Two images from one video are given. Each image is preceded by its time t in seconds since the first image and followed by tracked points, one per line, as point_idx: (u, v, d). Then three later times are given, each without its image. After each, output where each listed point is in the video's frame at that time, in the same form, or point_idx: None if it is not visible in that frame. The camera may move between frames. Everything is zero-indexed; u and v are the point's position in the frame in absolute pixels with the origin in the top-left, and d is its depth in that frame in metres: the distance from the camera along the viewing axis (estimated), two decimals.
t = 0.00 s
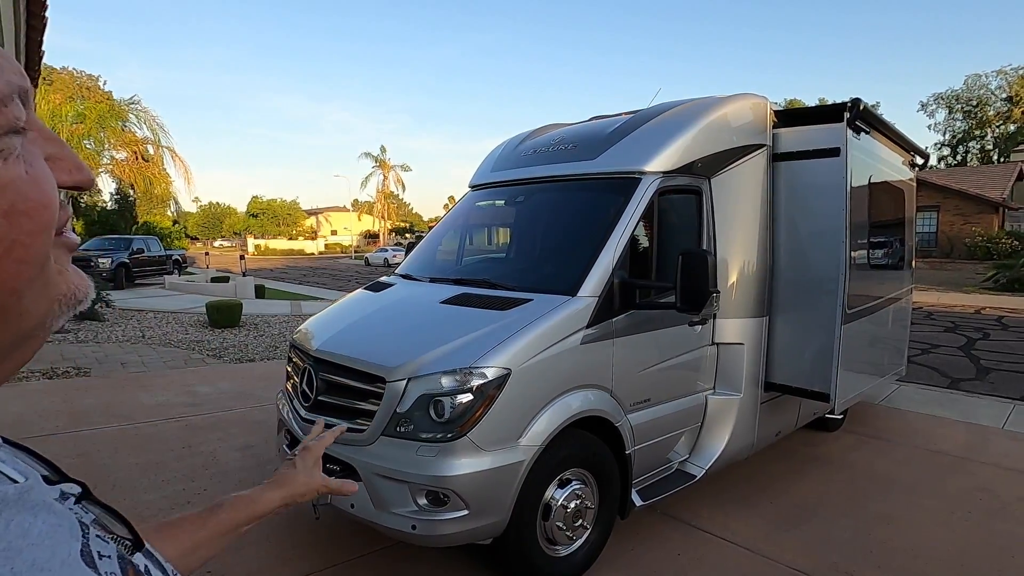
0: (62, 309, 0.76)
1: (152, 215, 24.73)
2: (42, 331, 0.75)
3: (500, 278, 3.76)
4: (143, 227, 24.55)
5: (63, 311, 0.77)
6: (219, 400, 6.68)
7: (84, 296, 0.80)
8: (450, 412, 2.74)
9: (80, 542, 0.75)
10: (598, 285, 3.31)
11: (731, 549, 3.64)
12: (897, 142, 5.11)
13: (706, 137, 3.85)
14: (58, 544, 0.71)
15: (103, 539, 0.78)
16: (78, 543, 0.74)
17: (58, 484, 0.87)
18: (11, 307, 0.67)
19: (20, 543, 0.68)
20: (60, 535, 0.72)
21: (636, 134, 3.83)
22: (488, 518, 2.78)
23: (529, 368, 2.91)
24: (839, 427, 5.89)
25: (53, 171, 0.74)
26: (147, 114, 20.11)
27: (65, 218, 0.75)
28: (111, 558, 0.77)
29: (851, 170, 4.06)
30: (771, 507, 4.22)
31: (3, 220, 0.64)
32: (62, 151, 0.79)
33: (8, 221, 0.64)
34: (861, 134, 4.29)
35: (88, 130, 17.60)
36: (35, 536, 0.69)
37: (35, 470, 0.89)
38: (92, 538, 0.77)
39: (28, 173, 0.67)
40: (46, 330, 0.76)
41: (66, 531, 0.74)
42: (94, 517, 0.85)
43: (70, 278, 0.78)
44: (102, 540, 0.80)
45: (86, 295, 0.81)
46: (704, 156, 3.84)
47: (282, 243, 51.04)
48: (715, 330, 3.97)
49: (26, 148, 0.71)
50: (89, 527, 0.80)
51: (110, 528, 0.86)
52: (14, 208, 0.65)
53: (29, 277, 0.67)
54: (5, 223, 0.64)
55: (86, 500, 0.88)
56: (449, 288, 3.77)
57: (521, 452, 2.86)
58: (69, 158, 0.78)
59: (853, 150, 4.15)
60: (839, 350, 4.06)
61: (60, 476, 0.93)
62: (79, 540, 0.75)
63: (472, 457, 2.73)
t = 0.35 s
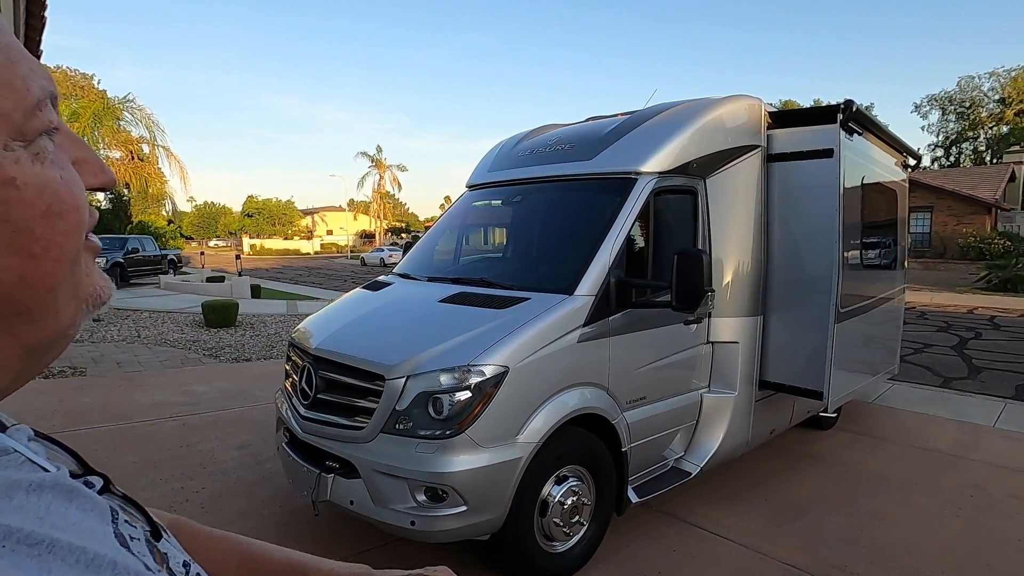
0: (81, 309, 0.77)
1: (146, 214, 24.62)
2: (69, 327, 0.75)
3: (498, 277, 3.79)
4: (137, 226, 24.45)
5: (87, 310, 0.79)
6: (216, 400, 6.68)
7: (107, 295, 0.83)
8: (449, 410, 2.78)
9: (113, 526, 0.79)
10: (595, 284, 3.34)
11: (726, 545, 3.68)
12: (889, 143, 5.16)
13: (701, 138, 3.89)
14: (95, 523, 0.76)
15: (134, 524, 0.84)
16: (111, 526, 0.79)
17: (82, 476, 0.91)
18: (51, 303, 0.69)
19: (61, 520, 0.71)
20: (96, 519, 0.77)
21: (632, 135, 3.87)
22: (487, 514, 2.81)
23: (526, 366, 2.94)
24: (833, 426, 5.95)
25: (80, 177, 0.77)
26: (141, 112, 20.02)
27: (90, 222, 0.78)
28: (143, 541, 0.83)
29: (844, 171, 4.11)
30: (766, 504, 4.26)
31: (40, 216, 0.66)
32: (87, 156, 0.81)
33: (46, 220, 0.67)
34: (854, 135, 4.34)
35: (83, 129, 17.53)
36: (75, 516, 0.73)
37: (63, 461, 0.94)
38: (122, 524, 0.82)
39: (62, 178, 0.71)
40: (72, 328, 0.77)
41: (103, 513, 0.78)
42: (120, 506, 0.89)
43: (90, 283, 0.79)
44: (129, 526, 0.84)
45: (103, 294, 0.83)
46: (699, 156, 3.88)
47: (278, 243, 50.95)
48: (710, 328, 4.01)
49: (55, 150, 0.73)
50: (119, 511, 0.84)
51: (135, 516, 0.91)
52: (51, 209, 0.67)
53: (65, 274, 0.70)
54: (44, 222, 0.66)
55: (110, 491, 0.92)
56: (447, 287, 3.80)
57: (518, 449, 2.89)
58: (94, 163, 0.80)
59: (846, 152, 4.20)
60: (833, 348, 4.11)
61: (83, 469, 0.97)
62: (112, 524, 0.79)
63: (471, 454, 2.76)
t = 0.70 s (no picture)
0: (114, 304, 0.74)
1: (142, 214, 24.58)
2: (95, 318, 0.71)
3: (496, 277, 3.80)
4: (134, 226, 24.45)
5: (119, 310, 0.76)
6: (213, 400, 6.67)
7: (138, 299, 0.79)
8: (447, 409, 2.78)
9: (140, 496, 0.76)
10: (593, 284, 3.35)
11: (723, 543, 3.70)
12: (885, 143, 5.18)
13: (699, 138, 3.91)
14: (127, 493, 0.72)
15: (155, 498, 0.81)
16: (139, 496, 0.75)
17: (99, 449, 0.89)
18: (80, 299, 0.67)
19: (97, 492, 0.68)
20: (127, 489, 0.73)
21: (629, 135, 3.88)
22: (485, 513, 2.82)
23: (524, 365, 2.95)
24: (829, 425, 5.97)
25: (118, 168, 0.75)
26: (138, 112, 19.99)
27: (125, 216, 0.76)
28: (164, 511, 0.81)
29: (840, 171, 4.13)
30: (762, 502, 4.28)
31: (79, 211, 0.64)
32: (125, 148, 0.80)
33: (85, 215, 0.65)
34: (850, 136, 4.36)
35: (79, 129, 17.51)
36: (109, 487, 0.70)
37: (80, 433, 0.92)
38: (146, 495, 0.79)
39: (100, 174, 0.68)
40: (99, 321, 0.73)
41: (129, 484, 0.74)
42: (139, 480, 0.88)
43: (125, 282, 0.75)
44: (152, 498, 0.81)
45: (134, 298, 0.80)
46: (697, 157, 3.89)
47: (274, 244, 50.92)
48: (707, 328, 4.03)
49: (94, 144, 0.71)
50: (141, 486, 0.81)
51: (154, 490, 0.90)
52: (89, 203, 0.65)
53: (97, 268, 0.68)
54: (83, 215, 0.64)
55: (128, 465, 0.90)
56: (444, 287, 3.81)
57: (517, 449, 2.90)
58: (133, 155, 0.79)
59: (842, 152, 4.22)
60: (829, 348, 4.13)
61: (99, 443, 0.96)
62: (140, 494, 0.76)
63: (469, 453, 2.77)
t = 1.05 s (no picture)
0: (99, 314, 0.73)
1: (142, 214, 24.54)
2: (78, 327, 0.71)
3: (497, 277, 3.80)
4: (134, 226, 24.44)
5: (109, 320, 0.75)
6: (212, 400, 6.67)
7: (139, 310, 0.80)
8: (448, 408, 2.78)
9: (138, 499, 0.80)
10: (593, 284, 3.35)
11: (723, 543, 3.70)
12: (885, 143, 5.18)
13: (700, 138, 3.91)
14: (121, 496, 0.76)
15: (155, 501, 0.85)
16: (136, 499, 0.79)
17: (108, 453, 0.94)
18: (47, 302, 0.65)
19: (86, 492, 0.71)
20: (123, 491, 0.77)
21: (630, 135, 3.88)
22: (485, 512, 2.82)
23: (525, 365, 2.95)
24: (830, 424, 5.97)
25: (114, 175, 0.74)
26: (138, 111, 19.98)
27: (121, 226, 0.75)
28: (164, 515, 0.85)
29: (841, 171, 4.13)
30: (763, 502, 4.28)
31: (28, 213, 0.62)
32: (129, 151, 0.78)
33: (39, 216, 0.63)
34: (851, 136, 4.36)
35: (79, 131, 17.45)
36: (101, 488, 0.73)
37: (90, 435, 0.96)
38: (146, 498, 0.83)
39: (69, 169, 0.67)
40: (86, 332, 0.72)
41: (128, 486, 0.79)
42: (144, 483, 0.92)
43: (116, 295, 0.75)
44: (153, 501, 0.86)
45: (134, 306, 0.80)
46: (698, 156, 3.89)
47: (274, 244, 50.86)
48: (708, 327, 4.02)
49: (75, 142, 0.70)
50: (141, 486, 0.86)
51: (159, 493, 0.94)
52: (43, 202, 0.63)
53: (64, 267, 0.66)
54: (37, 218, 0.62)
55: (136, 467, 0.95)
56: (445, 286, 3.80)
57: (518, 448, 2.90)
58: (135, 161, 0.77)
59: (843, 152, 4.22)
60: (830, 347, 4.13)
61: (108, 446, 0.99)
62: (136, 497, 0.80)
63: (469, 452, 2.77)
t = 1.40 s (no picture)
0: None
1: (144, 213, 24.54)
2: None
3: (501, 276, 3.80)
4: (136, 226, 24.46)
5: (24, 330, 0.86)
6: (217, 400, 6.67)
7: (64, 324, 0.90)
8: (453, 407, 2.79)
9: (132, 507, 0.95)
10: (598, 283, 3.35)
11: (727, 542, 3.70)
12: (890, 142, 5.18)
13: (703, 137, 3.91)
14: (110, 504, 0.92)
15: (161, 508, 1.01)
16: (129, 508, 0.95)
17: (140, 455, 1.11)
18: None
19: (69, 496, 0.88)
20: (116, 499, 0.94)
21: (634, 134, 3.88)
22: (491, 511, 2.82)
23: (530, 364, 2.96)
24: (833, 424, 5.96)
25: None
26: (142, 111, 19.98)
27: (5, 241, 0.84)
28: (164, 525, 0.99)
29: (845, 170, 4.13)
30: (766, 501, 4.28)
31: None
32: None
33: None
34: (855, 134, 4.36)
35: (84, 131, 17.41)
36: (83, 494, 0.90)
37: (116, 438, 1.11)
38: (147, 507, 0.99)
39: None
40: None
41: (123, 494, 0.96)
42: (164, 487, 1.07)
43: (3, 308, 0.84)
44: (158, 510, 1.00)
45: (60, 317, 0.90)
46: (701, 156, 3.89)
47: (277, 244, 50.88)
48: (712, 327, 4.02)
49: None
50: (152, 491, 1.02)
51: (178, 499, 1.08)
52: None
53: None
54: None
55: (162, 471, 1.11)
56: (449, 286, 3.81)
57: (523, 447, 2.91)
58: None
59: (847, 151, 4.22)
60: (834, 346, 4.13)
61: (136, 446, 1.14)
62: (129, 507, 0.95)
63: (474, 452, 2.78)
